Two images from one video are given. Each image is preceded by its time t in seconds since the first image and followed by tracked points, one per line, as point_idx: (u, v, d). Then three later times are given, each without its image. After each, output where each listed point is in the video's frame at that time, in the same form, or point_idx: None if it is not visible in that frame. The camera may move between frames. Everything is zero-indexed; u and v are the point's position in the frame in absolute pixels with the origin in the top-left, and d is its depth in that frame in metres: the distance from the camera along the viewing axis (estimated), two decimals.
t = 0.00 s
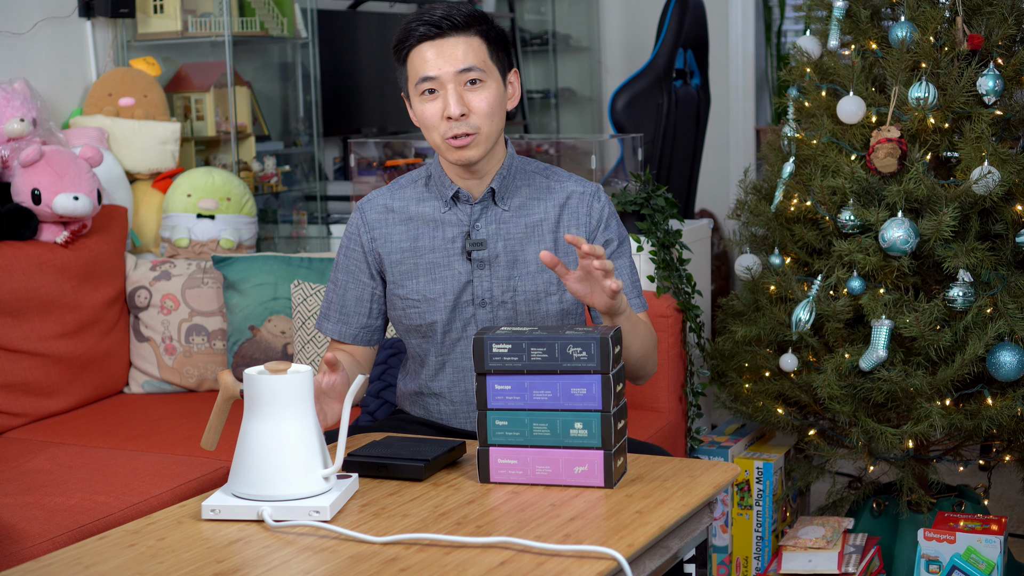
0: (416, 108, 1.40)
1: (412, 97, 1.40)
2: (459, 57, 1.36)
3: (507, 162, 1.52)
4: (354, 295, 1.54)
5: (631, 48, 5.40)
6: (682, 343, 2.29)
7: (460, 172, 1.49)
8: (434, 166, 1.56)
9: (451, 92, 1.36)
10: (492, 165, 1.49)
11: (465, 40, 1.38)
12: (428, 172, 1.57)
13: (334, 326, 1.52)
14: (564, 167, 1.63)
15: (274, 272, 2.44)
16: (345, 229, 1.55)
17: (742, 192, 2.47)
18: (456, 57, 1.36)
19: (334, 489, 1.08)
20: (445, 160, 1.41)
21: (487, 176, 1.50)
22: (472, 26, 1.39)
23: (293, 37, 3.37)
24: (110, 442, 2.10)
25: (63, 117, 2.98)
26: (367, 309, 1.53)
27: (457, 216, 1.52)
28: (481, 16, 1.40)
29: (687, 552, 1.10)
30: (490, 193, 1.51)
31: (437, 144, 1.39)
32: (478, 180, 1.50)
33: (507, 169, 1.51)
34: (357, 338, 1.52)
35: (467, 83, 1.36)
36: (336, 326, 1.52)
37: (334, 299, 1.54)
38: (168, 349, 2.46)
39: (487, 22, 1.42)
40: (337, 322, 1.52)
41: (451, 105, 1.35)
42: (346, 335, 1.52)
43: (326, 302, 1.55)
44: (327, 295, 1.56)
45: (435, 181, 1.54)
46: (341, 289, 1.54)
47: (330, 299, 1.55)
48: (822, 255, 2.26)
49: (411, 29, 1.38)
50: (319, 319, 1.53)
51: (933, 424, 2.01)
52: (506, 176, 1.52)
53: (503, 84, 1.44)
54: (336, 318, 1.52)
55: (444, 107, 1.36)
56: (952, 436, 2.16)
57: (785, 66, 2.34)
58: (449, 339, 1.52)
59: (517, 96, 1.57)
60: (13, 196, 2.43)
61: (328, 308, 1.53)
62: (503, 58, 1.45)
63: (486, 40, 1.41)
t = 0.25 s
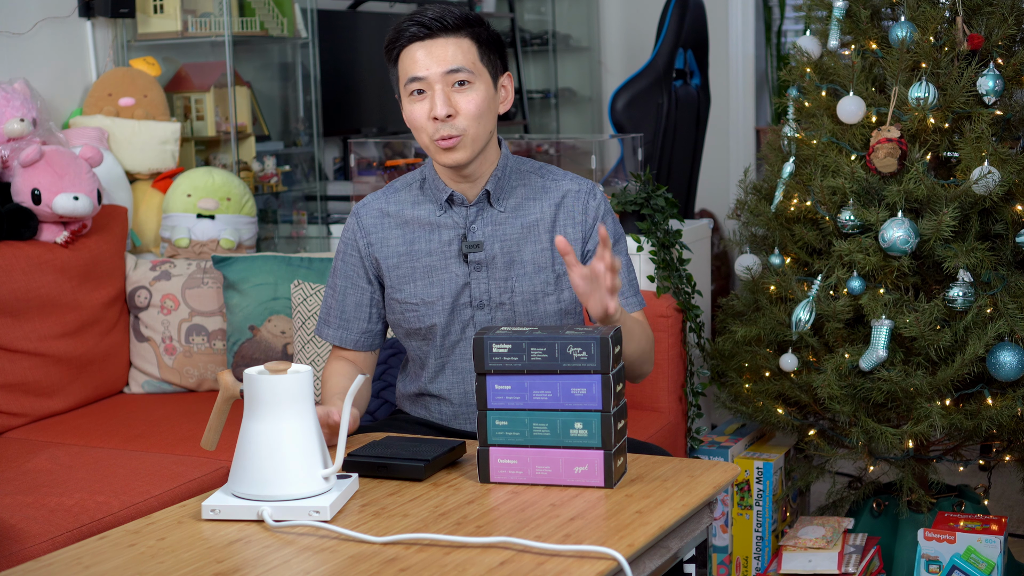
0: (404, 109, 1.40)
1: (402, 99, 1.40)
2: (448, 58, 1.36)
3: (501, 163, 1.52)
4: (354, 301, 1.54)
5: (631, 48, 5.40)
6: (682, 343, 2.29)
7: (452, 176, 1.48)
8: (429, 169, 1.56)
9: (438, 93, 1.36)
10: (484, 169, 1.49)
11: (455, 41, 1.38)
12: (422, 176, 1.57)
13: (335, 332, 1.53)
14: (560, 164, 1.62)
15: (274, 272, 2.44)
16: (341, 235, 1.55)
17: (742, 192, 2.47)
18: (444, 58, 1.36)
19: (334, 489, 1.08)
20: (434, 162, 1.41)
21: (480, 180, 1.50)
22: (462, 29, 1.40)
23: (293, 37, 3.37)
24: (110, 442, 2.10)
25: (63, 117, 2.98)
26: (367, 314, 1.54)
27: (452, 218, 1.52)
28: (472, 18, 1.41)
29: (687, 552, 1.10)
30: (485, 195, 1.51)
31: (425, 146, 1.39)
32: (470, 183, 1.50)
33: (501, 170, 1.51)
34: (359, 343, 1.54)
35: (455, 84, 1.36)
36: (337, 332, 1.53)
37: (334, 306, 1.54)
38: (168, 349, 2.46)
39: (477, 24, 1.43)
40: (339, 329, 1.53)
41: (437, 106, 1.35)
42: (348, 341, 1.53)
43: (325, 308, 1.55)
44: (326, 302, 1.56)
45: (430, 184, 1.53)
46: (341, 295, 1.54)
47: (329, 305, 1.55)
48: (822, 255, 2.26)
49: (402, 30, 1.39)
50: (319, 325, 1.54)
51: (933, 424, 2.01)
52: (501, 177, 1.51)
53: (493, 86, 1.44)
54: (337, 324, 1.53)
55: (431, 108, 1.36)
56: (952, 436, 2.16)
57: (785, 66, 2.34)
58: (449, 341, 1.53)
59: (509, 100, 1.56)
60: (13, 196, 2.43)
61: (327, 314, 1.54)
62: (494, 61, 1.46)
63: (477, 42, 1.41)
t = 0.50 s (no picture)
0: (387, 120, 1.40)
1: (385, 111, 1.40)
2: (425, 67, 1.35)
3: (495, 169, 1.52)
4: (355, 305, 1.55)
5: (632, 48, 5.40)
6: (682, 343, 2.29)
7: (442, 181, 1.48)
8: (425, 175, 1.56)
9: (418, 103, 1.35)
10: (476, 173, 1.48)
11: (431, 48, 1.37)
12: (419, 181, 1.57)
13: (338, 336, 1.54)
14: (557, 169, 1.62)
15: (274, 272, 2.44)
16: (339, 240, 1.56)
17: (742, 192, 2.47)
18: (422, 67, 1.35)
19: (335, 489, 1.08)
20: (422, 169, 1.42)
21: (473, 184, 1.49)
22: (438, 35, 1.38)
23: (293, 37, 3.37)
24: (110, 442, 2.10)
25: (63, 117, 2.98)
26: (369, 318, 1.55)
27: (447, 225, 1.51)
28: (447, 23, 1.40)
29: (687, 552, 1.10)
30: (479, 202, 1.51)
31: (412, 155, 1.40)
32: (463, 189, 1.49)
33: (494, 176, 1.51)
34: (362, 347, 1.55)
35: (435, 92, 1.36)
36: (340, 336, 1.54)
37: (335, 310, 1.55)
38: (168, 349, 2.46)
39: (453, 27, 1.42)
40: (341, 333, 1.54)
41: (420, 116, 1.35)
42: (350, 345, 1.54)
43: (326, 312, 1.57)
44: (329, 306, 1.57)
45: (426, 189, 1.54)
46: (341, 299, 1.55)
47: (330, 308, 1.57)
48: (822, 255, 2.26)
49: (378, 42, 1.37)
50: (324, 329, 1.56)
51: (933, 424, 2.02)
52: (494, 183, 1.51)
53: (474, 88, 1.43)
54: (339, 329, 1.54)
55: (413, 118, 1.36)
56: (952, 436, 2.16)
57: (785, 66, 2.34)
58: (444, 347, 1.53)
59: (495, 100, 1.56)
60: (13, 196, 2.43)
61: (332, 318, 1.55)
62: (472, 62, 1.44)
63: (454, 46, 1.40)
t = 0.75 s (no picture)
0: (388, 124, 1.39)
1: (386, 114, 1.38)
2: (430, 74, 1.34)
3: (488, 170, 1.52)
4: (351, 310, 1.55)
5: (632, 49, 5.40)
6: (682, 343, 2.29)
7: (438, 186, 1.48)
8: (417, 178, 1.55)
9: (423, 110, 1.35)
10: (471, 178, 1.49)
11: (435, 55, 1.35)
12: (411, 184, 1.56)
13: (334, 341, 1.54)
14: (549, 169, 1.62)
15: (274, 272, 2.44)
16: (332, 245, 1.56)
17: (742, 192, 2.47)
18: (427, 74, 1.34)
19: (335, 489, 1.08)
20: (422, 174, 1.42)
21: (468, 189, 1.50)
22: (441, 40, 1.37)
23: (293, 37, 3.37)
24: (110, 442, 2.10)
25: (63, 117, 2.98)
26: (365, 322, 1.55)
27: (441, 227, 1.51)
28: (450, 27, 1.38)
29: (687, 552, 1.10)
30: (473, 204, 1.51)
31: (413, 160, 1.40)
32: (457, 194, 1.50)
33: (488, 178, 1.51)
34: (360, 351, 1.54)
35: (440, 99, 1.35)
36: (337, 341, 1.54)
37: (331, 315, 1.55)
38: (168, 349, 2.46)
39: (455, 30, 1.40)
40: (338, 338, 1.54)
41: (425, 124, 1.34)
42: (347, 350, 1.54)
43: (322, 318, 1.56)
44: (325, 311, 1.56)
45: (418, 192, 1.53)
46: (337, 304, 1.55)
47: (325, 314, 1.56)
48: (822, 255, 2.26)
49: (381, 47, 1.35)
50: (319, 334, 1.55)
51: (933, 424, 2.02)
52: (488, 185, 1.51)
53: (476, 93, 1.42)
54: (336, 334, 1.54)
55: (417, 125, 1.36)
56: (952, 436, 2.16)
57: (785, 66, 2.34)
58: (441, 350, 1.53)
59: (492, 103, 1.55)
60: (13, 196, 2.43)
61: (328, 323, 1.55)
62: (474, 67, 1.43)
63: (456, 52, 1.38)
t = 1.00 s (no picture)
0: (396, 119, 1.39)
1: (394, 110, 1.38)
2: (441, 70, 1.35)
3: (485, 167, 1.52)
4: (349, 309, 1.56)
5: (632, 48, 5.40)
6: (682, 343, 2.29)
7: (439, 183, 1.48)
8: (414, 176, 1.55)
9: (434, 105, 1.35)
10: (472, 175, 1.49)
11: (446, 51, 1.36)
12: (408, 183, 1.56)
13: (334, 340, 1.56)
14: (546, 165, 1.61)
15: (274, 272, 2.44)
16: (331, 244, 1.57)
17: (742, 192, 2.47)
18: (438, 69, 1.35)
19: (334, 489, 1.08)
20: (427, 171, 1.41)
21: (467, 186, 1.50)
22: (451, 37, 1.38)
23: (293, 37, 3.37)
24: (110, 442, 2.10)
25: (63, 117, 2.98)
26: (364, 321, 1.56)
27: (438, 225, 1.51)
28: (460, 25, 1.39)
29: (687, 552, 1.10)
30: (470, 201, 1.51)
31: (419, 156, 1.39)
32: (458, 192, 1.50)
33: (485, 174, 1.51)
34: (359, 350, 1.56)
35: (450, 96, 1.36)
36: (336, 340, 1.56)
37: (330, 314, 1.57)
38: (168, 349, 2.46)
39: (464, 29, 1.41)
40: (337, 337, 1.56)
41: (435, 119, 1.34)
42: (347, 348, 1.56)
43: (321, 316, 1.58)
44: (324, 310, 1.58)
45: (415, 190, 1.53)
46: (336, 303, 1.57)
47: (325, 312, 1.58)
48: (822, 255, 2.26)
49: (390, 41, 1.37)
50: (319, 332, 1.57)
51: (933, 424, 2.02)
52: (486, 182, 1.51)
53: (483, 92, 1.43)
54: (335, 333, 1.56)
55: (426, 120, 1.36)
56: (952, 436, 2.16)
57: (785, 66, 2.34)
58: (440, 348, 1.52)
59: (493, 102, 1.56)
60: (13, 196, 2.43)
61: (327, 322, 1.57)
62: (482, 67, 1.44)
63: (466, 50, 1.39)
